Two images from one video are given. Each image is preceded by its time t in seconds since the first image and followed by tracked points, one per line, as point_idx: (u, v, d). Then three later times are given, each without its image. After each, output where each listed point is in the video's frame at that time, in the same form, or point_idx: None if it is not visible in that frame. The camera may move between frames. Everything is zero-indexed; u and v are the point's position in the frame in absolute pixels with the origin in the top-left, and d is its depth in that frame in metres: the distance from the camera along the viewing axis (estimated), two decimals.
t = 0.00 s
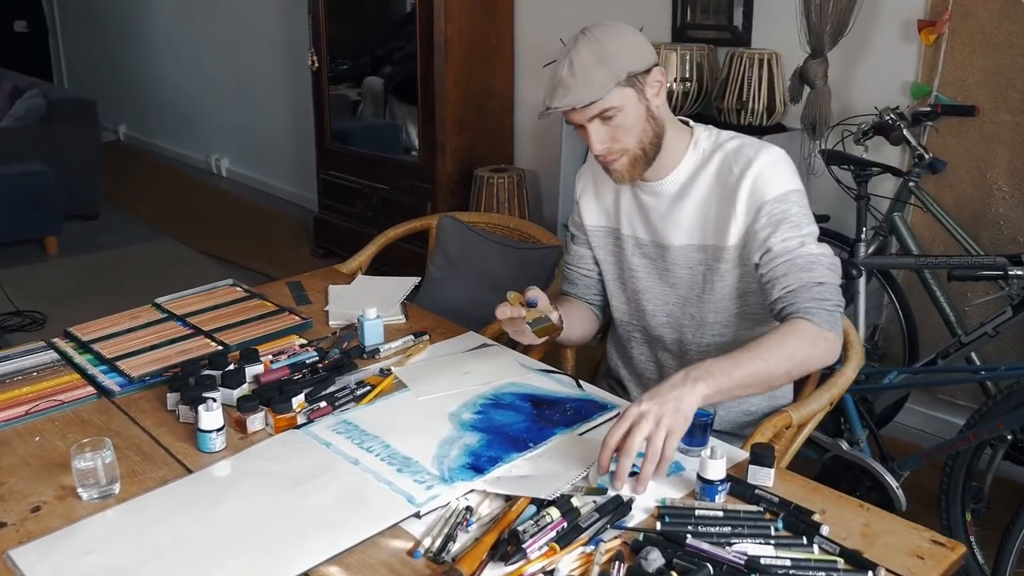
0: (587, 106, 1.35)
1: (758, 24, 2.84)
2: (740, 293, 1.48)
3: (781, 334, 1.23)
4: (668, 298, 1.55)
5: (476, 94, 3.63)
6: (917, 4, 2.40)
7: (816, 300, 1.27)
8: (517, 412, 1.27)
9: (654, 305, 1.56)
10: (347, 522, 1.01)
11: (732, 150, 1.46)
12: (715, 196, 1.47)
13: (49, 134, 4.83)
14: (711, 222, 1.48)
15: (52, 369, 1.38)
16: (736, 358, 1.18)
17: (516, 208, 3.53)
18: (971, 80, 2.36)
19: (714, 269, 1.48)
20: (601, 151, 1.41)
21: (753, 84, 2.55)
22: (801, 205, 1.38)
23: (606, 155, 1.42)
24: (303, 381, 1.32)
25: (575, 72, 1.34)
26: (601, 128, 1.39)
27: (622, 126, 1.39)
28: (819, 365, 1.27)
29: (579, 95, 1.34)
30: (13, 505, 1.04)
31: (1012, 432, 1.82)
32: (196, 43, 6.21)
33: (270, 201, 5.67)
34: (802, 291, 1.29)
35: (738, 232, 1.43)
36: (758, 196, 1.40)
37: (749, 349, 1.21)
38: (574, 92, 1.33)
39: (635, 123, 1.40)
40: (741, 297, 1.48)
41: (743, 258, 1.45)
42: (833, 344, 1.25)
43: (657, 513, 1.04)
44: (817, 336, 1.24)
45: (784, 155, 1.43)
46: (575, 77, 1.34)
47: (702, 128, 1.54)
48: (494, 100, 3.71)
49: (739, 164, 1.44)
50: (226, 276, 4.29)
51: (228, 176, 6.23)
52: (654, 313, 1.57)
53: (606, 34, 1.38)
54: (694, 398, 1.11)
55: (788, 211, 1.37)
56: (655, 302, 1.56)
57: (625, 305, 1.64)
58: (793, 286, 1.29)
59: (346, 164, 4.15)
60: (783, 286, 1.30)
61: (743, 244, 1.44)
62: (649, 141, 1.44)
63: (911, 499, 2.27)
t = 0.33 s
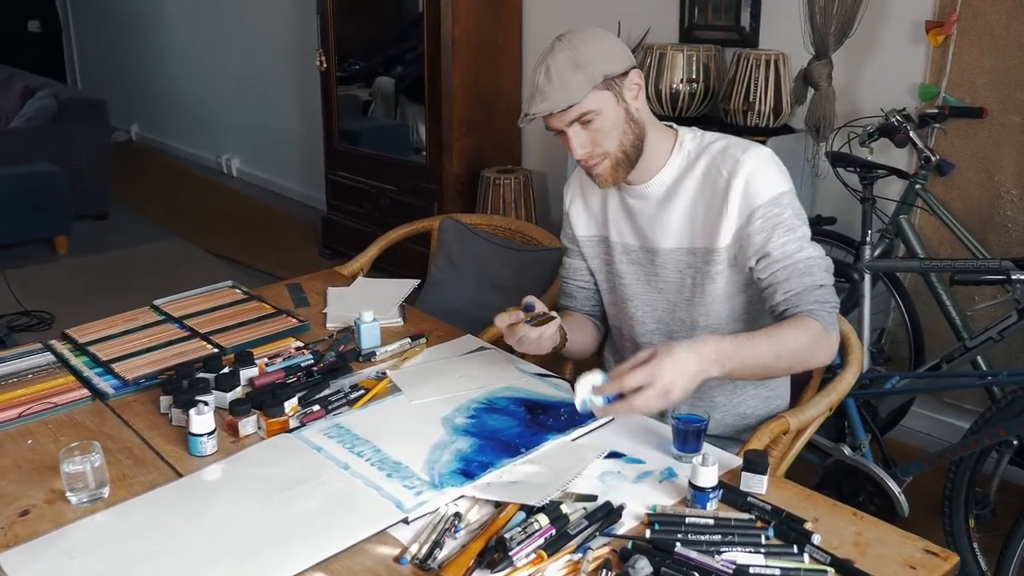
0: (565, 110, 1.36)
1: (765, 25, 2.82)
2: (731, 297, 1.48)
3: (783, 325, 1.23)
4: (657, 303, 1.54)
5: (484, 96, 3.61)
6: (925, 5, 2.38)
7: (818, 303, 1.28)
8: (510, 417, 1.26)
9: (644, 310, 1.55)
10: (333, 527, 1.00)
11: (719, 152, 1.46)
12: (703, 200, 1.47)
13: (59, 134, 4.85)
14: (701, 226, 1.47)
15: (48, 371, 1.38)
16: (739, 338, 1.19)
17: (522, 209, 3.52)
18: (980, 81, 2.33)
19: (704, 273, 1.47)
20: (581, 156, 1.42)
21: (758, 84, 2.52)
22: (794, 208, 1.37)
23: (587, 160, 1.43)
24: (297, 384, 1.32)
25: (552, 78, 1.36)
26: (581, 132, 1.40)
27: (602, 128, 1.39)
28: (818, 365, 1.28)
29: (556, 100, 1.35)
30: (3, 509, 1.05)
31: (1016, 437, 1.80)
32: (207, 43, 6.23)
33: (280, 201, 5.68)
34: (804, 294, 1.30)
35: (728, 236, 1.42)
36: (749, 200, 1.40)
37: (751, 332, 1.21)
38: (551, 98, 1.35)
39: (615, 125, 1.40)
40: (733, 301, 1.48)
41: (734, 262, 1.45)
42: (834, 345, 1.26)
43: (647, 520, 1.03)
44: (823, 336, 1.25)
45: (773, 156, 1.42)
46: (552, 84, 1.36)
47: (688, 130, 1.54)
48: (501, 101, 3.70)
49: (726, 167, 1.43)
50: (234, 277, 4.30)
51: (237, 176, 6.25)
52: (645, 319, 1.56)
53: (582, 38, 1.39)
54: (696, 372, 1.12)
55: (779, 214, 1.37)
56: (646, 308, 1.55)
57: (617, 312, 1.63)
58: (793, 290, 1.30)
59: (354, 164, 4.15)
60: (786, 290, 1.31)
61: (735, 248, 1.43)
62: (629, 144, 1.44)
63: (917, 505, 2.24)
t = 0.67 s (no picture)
0: (559, 121, 1.35)
1: (767, 26, 2.80)
2: (725, 311, 1.48)
3: (760, 335, 1.36)
4: (646, 311, 1.53)
5: (486, 96, 3.60)
6: (928, 6, 2.36)
7: (798, 324, 1.38)
8: (500, 423, 1.26)
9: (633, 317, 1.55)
10: (318, 535, 1.00)
11: (717, 164, 1.44)
12: (698, 211, 1.46)
13: (64, 134, 4.87)
14: (694, 237, 1.46)
15: (39, 374, 1.39)
16: (716, 334, 1.33)
17: (524, 209, 3.51)
18: (983, 84, 2.31)
19: (696, 284, 1.47)
20: (576, 165, 1.41)
21: (760, 85, 2.50)
22: (789, 228, 1.38)
23: (582, 169, 1.42)
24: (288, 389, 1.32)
25: (546, 88, 1.36)
26: (575, 142, 1.39)
27: (597, 137, 1.39)
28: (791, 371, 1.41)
29: (550, 111, 1.35)
30: None
31: (1014, 442, 1.78)
32: (213, 43, 6.24)
33: (285, 201, 5.68)
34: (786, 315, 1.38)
35: (721, 249, 1.42)
36: (744, 215, 1.39)
37: (729, 333, 1.35)
38: (545, 108, 1.35)
39: (610, 135, 1.40)
40: (723, 313, 1.47)
41: (727, 275, 1.44)
42: (804, 360, 1.40)
43: (633, 529, 1.02)
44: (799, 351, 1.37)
45: (772, 172, 1.42)
46: (545, 93, 1.35)
47: (686, 137, 1.52)
48: (504, 101, 3.68)
49: (724, 179, 1.42)
50: (237, 277, 4.30)
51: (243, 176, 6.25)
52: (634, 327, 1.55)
53: (576, 46, 1.39)
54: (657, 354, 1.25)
55: (773, 232, 1.37)
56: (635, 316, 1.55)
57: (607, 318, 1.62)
58: (779, 311, 1.38)
59: (357, 165, 4.15)
60: (769, 311, 1.38)
61: (727, 261, 1.43)
62: (624, 153, 1.43)
63: (917, 511, 2.23)
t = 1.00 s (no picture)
0: (551, 128, 1.35)
1: (768, 28, 2.79)
2: (719, 319, 1.47)
3: (752, 345, 1.37)
4: (639, 317, 1.52)
5: (488, 97, 3.59)
6: (930, 8, 2.34)
7: (793, 332, 1.38)
8: (490, 428, 1.25)
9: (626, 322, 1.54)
10: (301, 542, 0.99)
11: (712, 172, 1.43)
12: (691, 219, 1.44)
13: (68, 134, 4.88)
14: (686, 245, 1.45)
15: (30, 378, 1.38)
16: (706, 344, 1.35)
17: (525, 211, 3.50)
18: (985, 86, 2.29)
19: (689, 292, 1.46)
20: (567, 171, 1.40)
21: (760, 87, 2.49)
22: (784, 237, 1.37)
23: (573, 175, 1.41)
24: (278, 394, 1.31)
25: (538, 93, 1.35)
26: (567, 148, 1.38)
27: (590, 144, 1.38)
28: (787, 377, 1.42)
29: (542, 117, 1.34)
30: None
31: (1012, 449, 1.77)
32: (218, 44, 6.24)
33: (287, 201, 5.68)
34: (780, 325, 1.38)
35: (715, 258, 1.41)
36: (738, 224, 1.38)
37: (720, 343, 1.36)
38: (537, 114, 1.34)
39: (603, 143, 1.39)
40: (717, 321, 1.47)
41: (721, 284, 1.43)
42: (800, 367, 1.41)
43: (619, 537, 1.01)
44: (795, 361, 1.38)
45: (767, 180, 1.40)
46: (538, 99, 1.34)
47: (681, 143, 1.51)
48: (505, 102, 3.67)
49: (718, 188, 1.41)
50: (238, 277, 4.30)
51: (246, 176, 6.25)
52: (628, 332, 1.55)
53: (571, 50, 1.38)
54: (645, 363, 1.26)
55: (767, 242, 1.36)
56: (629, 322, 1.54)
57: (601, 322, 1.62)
58: (773, 321, 1.38)
59: (359, 165, 4.15)
60: (764, 321, 1.39)
61: (721, 270, 1.42)
62: (617, 160, 1.42)
63: (916, 517, 2.21)
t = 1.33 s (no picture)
0: (546, 132, 1.34)
1: (772, 30, 2.78)
2: (716, 324, 1.46)
3: (749, 354, 1.36)
4: (635, 321, 1.52)
5: (491, 99, 3.59)
6: (935, 10, 2.33)
7: (792, 341, 1.37)
8: (483, 434, 1.24)
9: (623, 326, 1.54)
10: (289, 547, 0.99)
11: (710, 179, 1.41)
12: (689, 226, 1.43)
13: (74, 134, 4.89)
14: (683, 251, 1.44)
15: (24, 379, 1.38)
16: (700, 350, 1.35)
17: (528, 213, 3.49)
18: (990, 89, 2.27)
19: (684, 298, 1.45)
20: (560, 174, 1.40)
21: (763, 90, 2.47)
22: (782, 246, 1.35)
23: (566, 179, 1.41)
24: (271, 397, 1.31)
25: (535, 95, 1.34)
26: (562, 152, 1.37)
27: (584, 149, 1.37)
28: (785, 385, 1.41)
29: (537, 119, 1.33)
30: None
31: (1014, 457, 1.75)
32: (224, 45, 6.26)
33: (292, 202, 5.68)
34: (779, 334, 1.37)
35: (711, 266, 1.39)
36: (735, 233, 1.36)
37: (714, 349, 1.36)
38: (531, 117, 1.33)
39: (599, 148, 1.38)
40: (713, 326, 1.46)
41: (718, 291, 1.42)
42: (798, 375, 1.40)
43: (610, 545, 1.00)
44: (793, 369, 1.38)
45: (766, 188, 1.39)
46: (534, 101, 1.34)
47: (680, 147, 1.49)
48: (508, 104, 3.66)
49: (716, 195, 1.39)
50: (242, 278, 4.30)
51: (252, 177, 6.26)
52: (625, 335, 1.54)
53: (571, 53, 1.37)
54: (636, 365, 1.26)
55: (766, 252, 1.35)
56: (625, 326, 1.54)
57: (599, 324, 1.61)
58: (770, 329, 1.37)
59: (363, 167, 4.15)
60: (762, 330, 1.37)
61: (718, 278, 1.40)
62: (611, 166, 1.41)
63: (918, 524, 2.20)
